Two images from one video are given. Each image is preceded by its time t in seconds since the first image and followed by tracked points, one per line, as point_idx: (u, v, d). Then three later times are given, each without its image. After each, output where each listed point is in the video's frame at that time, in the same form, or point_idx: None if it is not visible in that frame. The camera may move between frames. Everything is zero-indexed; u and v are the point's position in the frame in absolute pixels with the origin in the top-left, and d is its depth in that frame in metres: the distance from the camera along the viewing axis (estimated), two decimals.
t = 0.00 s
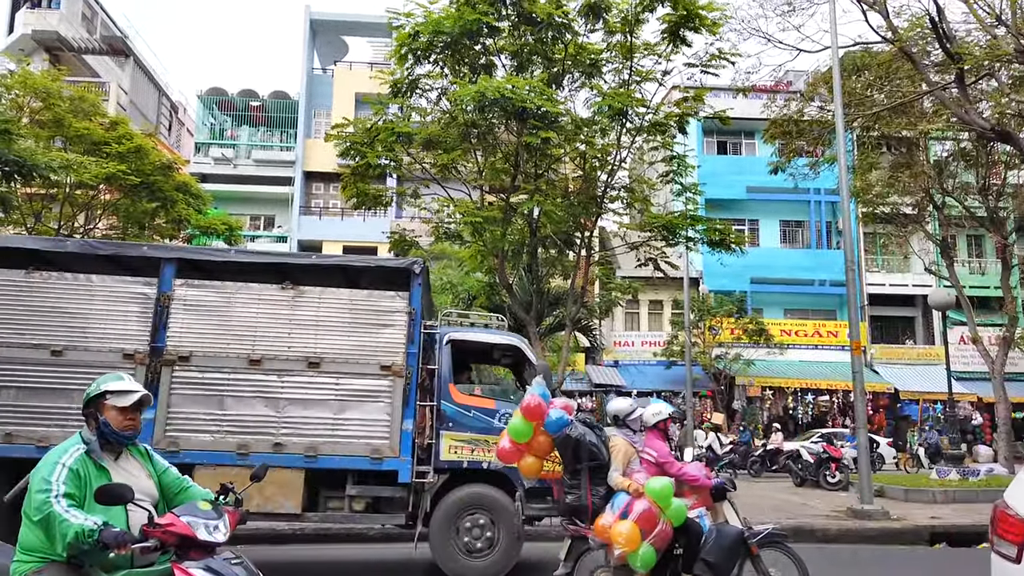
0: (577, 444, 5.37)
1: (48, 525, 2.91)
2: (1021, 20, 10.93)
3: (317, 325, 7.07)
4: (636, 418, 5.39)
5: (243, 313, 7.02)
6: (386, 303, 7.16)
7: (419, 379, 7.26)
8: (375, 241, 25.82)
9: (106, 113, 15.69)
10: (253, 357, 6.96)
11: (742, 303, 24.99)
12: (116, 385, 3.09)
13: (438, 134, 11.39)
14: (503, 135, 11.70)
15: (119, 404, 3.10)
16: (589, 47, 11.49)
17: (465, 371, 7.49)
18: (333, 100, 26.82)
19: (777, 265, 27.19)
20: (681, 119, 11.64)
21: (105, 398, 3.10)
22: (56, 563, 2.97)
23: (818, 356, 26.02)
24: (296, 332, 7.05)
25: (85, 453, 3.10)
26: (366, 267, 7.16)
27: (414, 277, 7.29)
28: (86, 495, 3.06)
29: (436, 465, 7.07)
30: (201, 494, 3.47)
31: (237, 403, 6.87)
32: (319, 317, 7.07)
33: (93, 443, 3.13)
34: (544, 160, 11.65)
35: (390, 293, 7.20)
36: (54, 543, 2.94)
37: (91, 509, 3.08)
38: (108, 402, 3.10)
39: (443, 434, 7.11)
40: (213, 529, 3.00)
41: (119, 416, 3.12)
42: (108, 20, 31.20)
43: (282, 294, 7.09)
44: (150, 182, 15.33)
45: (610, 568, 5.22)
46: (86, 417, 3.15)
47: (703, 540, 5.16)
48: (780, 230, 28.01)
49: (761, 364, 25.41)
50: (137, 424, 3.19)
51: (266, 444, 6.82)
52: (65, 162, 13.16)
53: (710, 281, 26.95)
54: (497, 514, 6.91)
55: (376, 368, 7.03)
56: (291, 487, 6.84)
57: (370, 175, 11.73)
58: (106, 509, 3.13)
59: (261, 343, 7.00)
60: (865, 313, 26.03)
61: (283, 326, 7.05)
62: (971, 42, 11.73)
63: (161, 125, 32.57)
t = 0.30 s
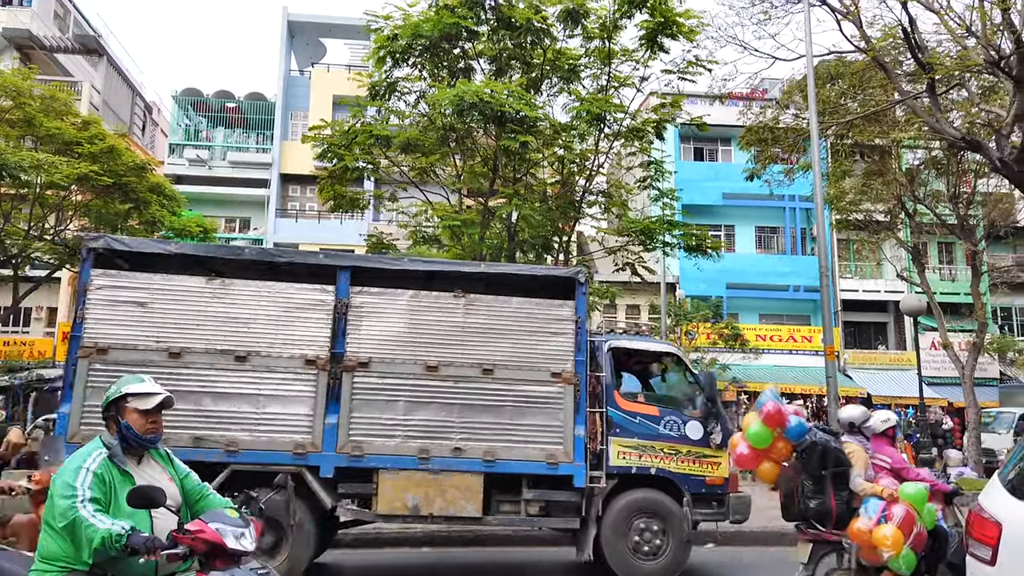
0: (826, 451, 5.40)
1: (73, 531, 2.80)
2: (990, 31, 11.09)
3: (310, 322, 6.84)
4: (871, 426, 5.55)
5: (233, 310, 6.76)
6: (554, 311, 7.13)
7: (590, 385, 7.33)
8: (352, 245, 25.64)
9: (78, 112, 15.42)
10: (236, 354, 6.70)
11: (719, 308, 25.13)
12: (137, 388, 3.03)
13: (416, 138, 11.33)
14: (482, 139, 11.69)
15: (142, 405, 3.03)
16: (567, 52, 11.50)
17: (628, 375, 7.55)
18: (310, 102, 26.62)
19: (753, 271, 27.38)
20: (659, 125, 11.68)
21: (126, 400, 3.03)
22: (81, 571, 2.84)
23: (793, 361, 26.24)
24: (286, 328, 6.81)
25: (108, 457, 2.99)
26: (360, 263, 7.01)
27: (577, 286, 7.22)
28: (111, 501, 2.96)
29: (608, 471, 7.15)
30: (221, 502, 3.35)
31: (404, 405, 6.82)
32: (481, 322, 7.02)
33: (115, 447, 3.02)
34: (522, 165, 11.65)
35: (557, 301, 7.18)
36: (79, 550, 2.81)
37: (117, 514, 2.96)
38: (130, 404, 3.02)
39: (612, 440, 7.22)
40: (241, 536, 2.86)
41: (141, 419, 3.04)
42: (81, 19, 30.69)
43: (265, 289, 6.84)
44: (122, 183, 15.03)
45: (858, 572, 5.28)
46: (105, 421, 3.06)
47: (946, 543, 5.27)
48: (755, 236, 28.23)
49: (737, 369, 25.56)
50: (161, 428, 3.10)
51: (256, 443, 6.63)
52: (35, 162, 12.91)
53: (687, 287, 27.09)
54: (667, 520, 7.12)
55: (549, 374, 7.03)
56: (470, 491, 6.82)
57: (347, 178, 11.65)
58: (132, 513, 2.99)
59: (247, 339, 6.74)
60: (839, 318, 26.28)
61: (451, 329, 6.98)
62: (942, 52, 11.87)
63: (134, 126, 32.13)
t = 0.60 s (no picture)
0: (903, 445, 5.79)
1: (90, 539, 2.76)
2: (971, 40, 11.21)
3: (370, 323, 6.82)
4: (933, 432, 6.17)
5: (299, 306, 6.76)
6: (711, 321, 7.27)
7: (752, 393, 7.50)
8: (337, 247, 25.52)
9: (60, 112, 15.24)
10: (284, 352, 6.66)
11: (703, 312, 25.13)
12: (157, 392, 2.96)
13: (402, 141, 11.31)
14: (468, 143, 11.68)
15: (160, 410, 2.96)
16: (553, 58, 11.50)
17: (786, 383, 7.70)
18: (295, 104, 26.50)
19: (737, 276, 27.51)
20: (644, 131, 11.71)
21: (144, 404, 2.96)
22: None
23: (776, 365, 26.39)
24: (345, 327, 6.79)
25: (127, 463, 2.92)
26: (433, 264, 7.03)
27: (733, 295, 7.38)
28: (130, 508, 2.89)
29: (771, 477, 7.27)
30: (239, 510, 3.28)
31: (573, 412, 6.93)
32: (640, 331, 7.15)
33: (134, 453, 2.94)
34: (508, 169, 11.64)
35: (715, 312, 7.31)
36: (96, 557, 2.76)
37: (135, 522, 2.90)
38: (148, 408, 2.96)
39: (773, 447, 7.33)
40: (258, 546, 2.87)
41: (160, 424, 2.97)
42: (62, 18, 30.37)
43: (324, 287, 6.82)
44: (105, 185, 14.78)
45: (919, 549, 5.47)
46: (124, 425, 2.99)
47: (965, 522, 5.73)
48: (739, 241, 28.39)
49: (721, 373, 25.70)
50: (179, 433, 3.04)
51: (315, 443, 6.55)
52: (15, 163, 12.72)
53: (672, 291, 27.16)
54: (829, 524, 7.21)
55: (714, 383, 7.19)
56: (643, 496, 6.91)
57: (333, 182, 11.61)
58: (150, 521, 2.95)
59: (294, 338, 6.71)
60: (822, 324, 26.46)
61: (610, 338, 7.10)
62: (923, 61, 11.98)
63: (116, 127, 31.85)
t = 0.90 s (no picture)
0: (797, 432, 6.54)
1: (97, 539, 2.71)
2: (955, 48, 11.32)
3: (535, 332, 6.96)
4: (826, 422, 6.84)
5: (470, 314, 6.91)
6: (853, 332, 7.36)
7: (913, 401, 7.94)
8: (325, 251, 25.45)
9: (45, 114, 15.09)
10: (458, 359, 6.79)
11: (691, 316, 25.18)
12: (167, 393, 2.94)
13: (390, 146, 11.30)
14: (457, 147, 11.67)
15: (170, 411, 2.94)
16: (542, 63, 11.51)
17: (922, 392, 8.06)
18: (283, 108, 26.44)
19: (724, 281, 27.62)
20: (632, 136, 11.74)
21: (155, 405, 2.94)
22: None
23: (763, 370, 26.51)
24: (513, 334, 6.93)
25: (135, 464, 2.90)
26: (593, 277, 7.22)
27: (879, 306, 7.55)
28: (137, 510, 2.85)
29: (920, 481, 7.52)
30: (244, 515, 3.26)
31: (733, 421, 7.03)
32: (787, 340, 7.25)
33: (143, 454, 2.93)
34: (496, 174, 11.64)
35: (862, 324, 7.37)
36: (102, 558, 2.72)
37: (143, 523, 2.86)
38: (158, 408, 2.94)
39: (920, 453, 7.64)
40: (265, 549, 2.81)
41: (169, 425, 2.95)
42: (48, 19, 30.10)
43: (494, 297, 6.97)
44: (89, 187, 14.55)
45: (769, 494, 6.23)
46: (133, 427, 2.97)
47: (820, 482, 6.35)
48: (727, 246, 28.51)
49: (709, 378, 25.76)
50: (188, 436, 3.02)
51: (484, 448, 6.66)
52: None
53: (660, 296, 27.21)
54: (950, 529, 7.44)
55: (862, 392, 7.27)
56: (801, 501, 6.93)
57: (321, 185, 11.57)
58: (158, 523, 2.90)
59: (467, 345, 6.84)
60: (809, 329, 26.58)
61: (766, 348, 7.23)
62: (908, 68, 12.09)
63: (102, 129, 31.60)
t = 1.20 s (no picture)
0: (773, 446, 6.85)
1: (90, 541, 2.69)
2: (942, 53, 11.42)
3: (684, 339, 7.40)
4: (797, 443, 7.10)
5: (623, 321, 7.35)
6: (991, 339, 7.97)
7: None
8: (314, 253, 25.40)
9: (31, 115, 14.95)
10: (615, 366, 7.20)
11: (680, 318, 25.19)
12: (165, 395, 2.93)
13: (380, 147, 11.27)
14: (446, 148, 11.65)
15: (168, 413, 2.93)
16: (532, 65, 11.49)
17: None
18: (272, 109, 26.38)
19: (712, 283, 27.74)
20: (622, 139, 11.77)
21: (153, 407, 2.94)
22: None
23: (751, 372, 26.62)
24: (664, 341, 7.38)
25: (130, 465, 2.88)
26: (736, 286, 7.73)
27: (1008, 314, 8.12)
28: (131, 511, 2.84)
29: None
30: (237, 519, 3.24)
31: (878, 424, 7.52)
32: (917, 347, 7.78)
33: (138, 456, 2.91)
34: (486, 176, 11.64)
35: (986, 329, 8.01)
36: (95, 560, 2.69)
37: (137, 525, 2.84)
38: (157, 411, 2.93)
39: None
40: (259, 551, 2.79)
41: (167, 427, 2.94)
42: (35, 18, 29.92)
43: (644, 306, 7.43)
44: (76, 188, 14.38)
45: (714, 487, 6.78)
46: (129, 429, 2.96)
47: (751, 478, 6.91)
48: (716, 248, 28.62)
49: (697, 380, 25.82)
50: (184, 439, 3.01)
51: (645, 450, 7.01)
52: None
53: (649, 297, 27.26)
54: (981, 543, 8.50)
55: (996, 397, 7.87)
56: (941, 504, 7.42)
57: (310, 186, 11.53)
58: (152, 525, 2.89)
59: (622, 350, 7.27)
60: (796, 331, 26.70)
61: (896, 352, 7.74)
62: (896, 72, 12.17)
63: (89, 129, 31.38)
